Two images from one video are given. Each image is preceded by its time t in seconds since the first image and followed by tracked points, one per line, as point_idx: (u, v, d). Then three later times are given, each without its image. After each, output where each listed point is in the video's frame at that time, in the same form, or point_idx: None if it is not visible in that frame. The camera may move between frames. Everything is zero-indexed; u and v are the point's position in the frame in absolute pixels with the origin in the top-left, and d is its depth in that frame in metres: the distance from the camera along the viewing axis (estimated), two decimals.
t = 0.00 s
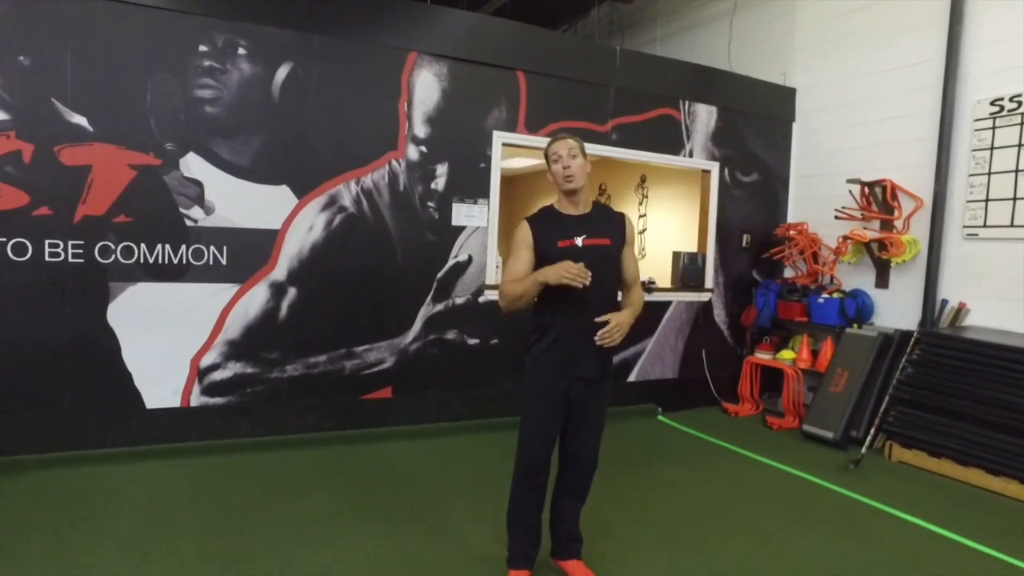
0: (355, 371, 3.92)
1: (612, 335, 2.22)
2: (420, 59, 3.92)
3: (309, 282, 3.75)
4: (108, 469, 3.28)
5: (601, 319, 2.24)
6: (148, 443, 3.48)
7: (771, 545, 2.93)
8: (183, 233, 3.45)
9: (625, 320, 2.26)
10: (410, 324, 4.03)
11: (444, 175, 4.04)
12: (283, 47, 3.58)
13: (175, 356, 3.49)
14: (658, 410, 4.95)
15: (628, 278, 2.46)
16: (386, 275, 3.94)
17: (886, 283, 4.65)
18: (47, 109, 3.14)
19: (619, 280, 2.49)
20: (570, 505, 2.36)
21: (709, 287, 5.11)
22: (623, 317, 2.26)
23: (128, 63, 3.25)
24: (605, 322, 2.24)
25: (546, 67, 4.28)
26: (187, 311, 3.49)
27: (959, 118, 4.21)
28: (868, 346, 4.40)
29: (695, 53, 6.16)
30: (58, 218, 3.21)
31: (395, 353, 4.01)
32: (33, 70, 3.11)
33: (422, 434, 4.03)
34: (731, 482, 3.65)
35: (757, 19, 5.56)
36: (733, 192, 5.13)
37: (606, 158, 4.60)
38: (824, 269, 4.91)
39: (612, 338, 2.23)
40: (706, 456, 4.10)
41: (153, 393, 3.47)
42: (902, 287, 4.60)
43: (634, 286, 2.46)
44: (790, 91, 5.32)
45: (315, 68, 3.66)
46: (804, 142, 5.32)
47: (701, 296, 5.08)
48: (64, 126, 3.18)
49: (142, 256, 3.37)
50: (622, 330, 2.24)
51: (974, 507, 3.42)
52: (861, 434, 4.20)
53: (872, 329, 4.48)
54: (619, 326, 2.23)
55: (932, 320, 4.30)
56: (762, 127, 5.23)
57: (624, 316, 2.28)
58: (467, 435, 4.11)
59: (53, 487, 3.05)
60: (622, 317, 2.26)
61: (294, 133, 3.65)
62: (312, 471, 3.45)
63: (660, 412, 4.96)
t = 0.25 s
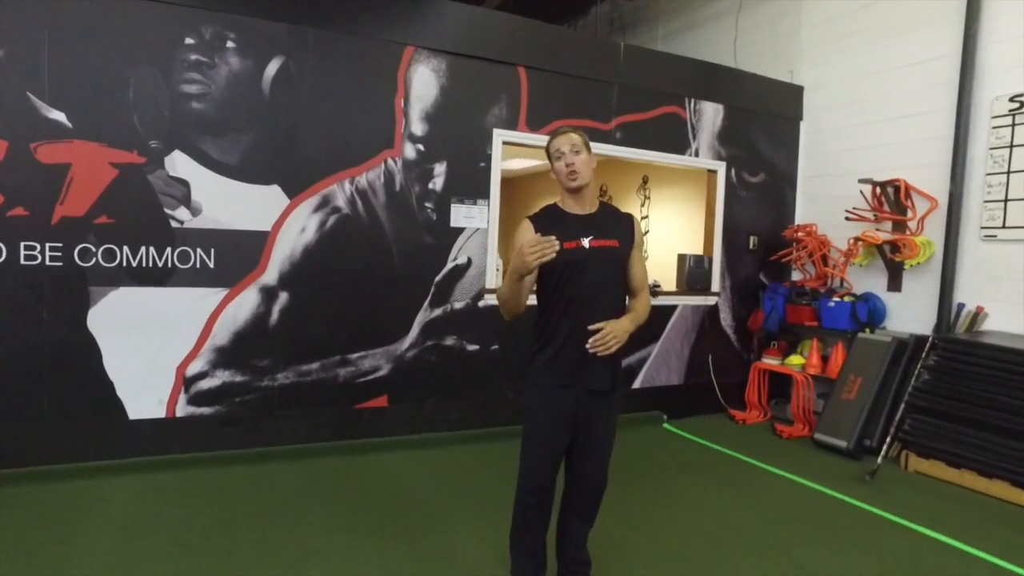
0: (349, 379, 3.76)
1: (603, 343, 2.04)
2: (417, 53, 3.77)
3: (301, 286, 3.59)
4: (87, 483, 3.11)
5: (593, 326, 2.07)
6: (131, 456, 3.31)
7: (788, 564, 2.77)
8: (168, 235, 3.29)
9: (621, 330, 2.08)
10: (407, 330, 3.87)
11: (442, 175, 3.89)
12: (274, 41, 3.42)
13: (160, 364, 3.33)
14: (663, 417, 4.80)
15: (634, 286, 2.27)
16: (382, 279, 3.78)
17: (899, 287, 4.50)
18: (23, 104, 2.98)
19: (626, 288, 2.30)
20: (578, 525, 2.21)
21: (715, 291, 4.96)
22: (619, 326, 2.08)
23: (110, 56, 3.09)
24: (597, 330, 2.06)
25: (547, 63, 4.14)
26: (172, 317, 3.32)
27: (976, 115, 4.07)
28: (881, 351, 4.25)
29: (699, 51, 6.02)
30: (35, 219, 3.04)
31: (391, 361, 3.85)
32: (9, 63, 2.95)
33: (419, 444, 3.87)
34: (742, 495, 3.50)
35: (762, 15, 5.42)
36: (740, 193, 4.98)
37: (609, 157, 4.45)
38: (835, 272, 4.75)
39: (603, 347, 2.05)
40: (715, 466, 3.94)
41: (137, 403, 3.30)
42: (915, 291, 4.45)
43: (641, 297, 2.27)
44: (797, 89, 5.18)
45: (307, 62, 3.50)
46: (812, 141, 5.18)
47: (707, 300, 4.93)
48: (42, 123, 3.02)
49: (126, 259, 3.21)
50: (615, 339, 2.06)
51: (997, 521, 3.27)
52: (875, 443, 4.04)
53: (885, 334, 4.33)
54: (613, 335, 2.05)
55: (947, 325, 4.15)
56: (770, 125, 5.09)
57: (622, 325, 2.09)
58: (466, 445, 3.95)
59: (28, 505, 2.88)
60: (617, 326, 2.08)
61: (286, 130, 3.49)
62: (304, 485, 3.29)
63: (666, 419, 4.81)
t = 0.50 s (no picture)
0: (340, 391, 3.58)
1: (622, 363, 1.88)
2: (412, 50, 3.60)
3: (289, 294, 3.41)
4: (59, 504, 2.92)
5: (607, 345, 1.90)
6: (108, 474, 3.12)
7: None
8: (148, 240, 3.11)
9: (637, 347, 1.93)
10: (400, 339, 3.69)
11: (437, 177, 3.72)
12: (261, 35, 3.25)
13: (138, 377, 3.14)
14: (667, 429, 4.63)
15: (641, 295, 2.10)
16: (374, 286, 3.60)
17: (911, 293, 4.34)
18: None
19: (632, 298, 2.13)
20: (583, 555, 2.03)
21: (721, 297, 4.79)
22: (636, 343, 1.92)
23: (85, 51, 2.92)
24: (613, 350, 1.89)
25: (547, 60, 3.98)
26: (152, 327, 3.14)
27: (992, 115, 3.92)
28: (895, 360, 4.08)
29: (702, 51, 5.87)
30: (5, 223, 2.86)
31: (384, 372, 3.67)
32: None
33: (413, 459, 3.69)
34: (753, 513, 3.32)
35: (767, 13, 5.27)
36: (746, 196, 4.82)
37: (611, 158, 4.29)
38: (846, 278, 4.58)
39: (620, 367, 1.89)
40: (723, 481, 3.77)
41: (113, 419, 3.11)
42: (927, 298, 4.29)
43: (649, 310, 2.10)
44: (804, 89, 5.03)
45: (295, 58, 3.33)
46: (818, 143, 5.03)
47: (713, 306, 4.77)
48: (12, 120, 2.84)
49: (102, 266, 3.03)
50: (632, 358, 1.90)
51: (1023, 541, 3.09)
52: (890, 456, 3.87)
53: (898, 342, 4.17)
54: (630, 354, 1.90)
55: (963, 335, 3.97)
56: (776, 126, 4.93)
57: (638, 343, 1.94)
58: (463, 460, 3.78)
59: None
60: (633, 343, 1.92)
61: (273, 130, 3.32)
62: (292, 503, 3.10)
63: (670, 431, 4.64)
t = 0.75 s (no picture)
0: (332, 402, 3.44)
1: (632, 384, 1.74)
2: (407, 48, 3.48)
3: (279, 301, 3.28)
4: (35, 522, 2.77)
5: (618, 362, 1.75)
6: (87, 490, 2.98)
7: None
8: (131, 245, 2.98)
9: (648, 367, 1.79)
10: (395, 348, 3.56)
11: (433, 179, 3.60)
12: (250, 32, 3.13)
13: (121, 388, 3.00)
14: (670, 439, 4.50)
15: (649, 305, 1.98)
16: (368, 293, 3.47)
17: (921, 299, 4.22)
18: None
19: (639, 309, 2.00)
20: None
21: (725, 303, 4.67)
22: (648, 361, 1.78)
23: (64, 47, 2.79)
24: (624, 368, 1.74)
25: (547, 60, 3.86)
26: (134, 335, 3.00)
27: (1005, 116, 3.80)
28: (906, 369, 3.95)
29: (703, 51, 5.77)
30: None
31: (378, 382, 3.54)
32: None
33: (408, 472, 3.56)
34: (762, 529, 3.19)
35: (771, 13, 5.17)
36: (750, 199, 4.71)
37: (612, 161, 4.17)
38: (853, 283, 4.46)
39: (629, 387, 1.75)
40: (729, 494, 3.64)
41: (94, 432, 2.98)
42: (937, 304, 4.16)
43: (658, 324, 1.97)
44: (809, 90, 4.92)
45: (286, 56, 3.21)
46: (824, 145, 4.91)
47: (717, 313, 4.64)
48: None
49: (82, 272, 2.89)
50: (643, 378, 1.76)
51: None
52: (901, 468, 3.75)
53: (909, 350, 4.04)
54: (641, 375, 1.75)
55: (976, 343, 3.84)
56: (780, 128, 4.82)
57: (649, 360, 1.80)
58: (459, 472, 3.64)
59: None
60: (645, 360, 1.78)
61: (262, 130, 3.19)
62: (280, 520, 2.96)
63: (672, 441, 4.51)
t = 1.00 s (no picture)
0: (325, 411, 3.31)
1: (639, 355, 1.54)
2: (403, 44, 3.35)
3: (270, 307, 3.15)
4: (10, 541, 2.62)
5: (623, 331, 1.56)
6: (66, 505, 2.83)
7: None
8: (114, 248, 2.84)
9: (662, 344, 1.58)
10: (391, 355, 3.43)
11: (431, 181, 3.47)
12: (240, 27, 3.00)
13: (102, 399, 2.86)
14: (674, 448, 4.36)
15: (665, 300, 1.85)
16: (362, 298, 3.34)
17: (932, 304, 4.10)
18: None
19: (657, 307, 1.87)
20: None
21: (730, 308, 4.55)
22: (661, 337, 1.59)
23: (43, 40, 2.66)
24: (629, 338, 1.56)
25: (548, 57, 3.74)
26: (117, 344, 2.86)
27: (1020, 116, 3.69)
28: (919, 377, 3.83)
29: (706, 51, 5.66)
30: None
31: (373, 391, 3.40)
32: None
33: (403, 485, 3.41)
34: (773, 544, 3.06)
35: (776, 11, 5.06)
36: (755, 201, 4.59)
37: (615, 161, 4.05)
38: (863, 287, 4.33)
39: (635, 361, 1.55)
40: (738, 507, 3.51)
41: (74, 445, 2.83)
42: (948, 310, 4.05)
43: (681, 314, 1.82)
44: (815, 89, 4.81)
45: (277, 51, 3.08)
46: (829, 146, 4.80)
47: (721, 318, 4.53)
48: None
49: (62, 277, 2.75)
50: (653, 353, 1.56)
51: None
52: (915, 479, 3.62)
53: (921, 356, 3.92)
54: (651, 349, 1.56)
55: (990, 349, 3.72)
56: (786, 128, 4.71)
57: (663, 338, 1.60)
58: (457, 484, 3.51)
59: None
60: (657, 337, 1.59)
61: (253, 129, 3.06)
62: (269, 537, 2.81)
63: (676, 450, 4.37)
